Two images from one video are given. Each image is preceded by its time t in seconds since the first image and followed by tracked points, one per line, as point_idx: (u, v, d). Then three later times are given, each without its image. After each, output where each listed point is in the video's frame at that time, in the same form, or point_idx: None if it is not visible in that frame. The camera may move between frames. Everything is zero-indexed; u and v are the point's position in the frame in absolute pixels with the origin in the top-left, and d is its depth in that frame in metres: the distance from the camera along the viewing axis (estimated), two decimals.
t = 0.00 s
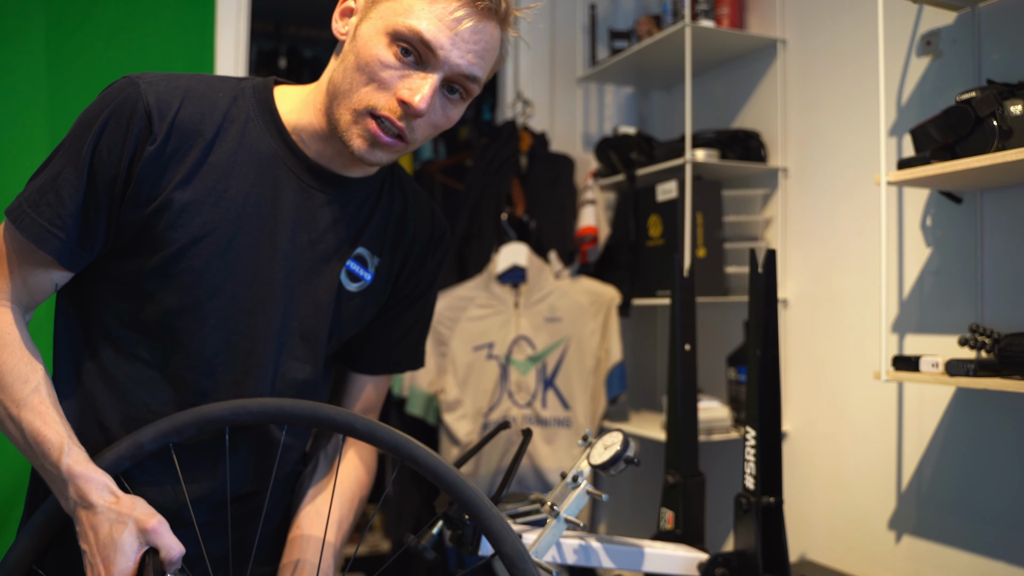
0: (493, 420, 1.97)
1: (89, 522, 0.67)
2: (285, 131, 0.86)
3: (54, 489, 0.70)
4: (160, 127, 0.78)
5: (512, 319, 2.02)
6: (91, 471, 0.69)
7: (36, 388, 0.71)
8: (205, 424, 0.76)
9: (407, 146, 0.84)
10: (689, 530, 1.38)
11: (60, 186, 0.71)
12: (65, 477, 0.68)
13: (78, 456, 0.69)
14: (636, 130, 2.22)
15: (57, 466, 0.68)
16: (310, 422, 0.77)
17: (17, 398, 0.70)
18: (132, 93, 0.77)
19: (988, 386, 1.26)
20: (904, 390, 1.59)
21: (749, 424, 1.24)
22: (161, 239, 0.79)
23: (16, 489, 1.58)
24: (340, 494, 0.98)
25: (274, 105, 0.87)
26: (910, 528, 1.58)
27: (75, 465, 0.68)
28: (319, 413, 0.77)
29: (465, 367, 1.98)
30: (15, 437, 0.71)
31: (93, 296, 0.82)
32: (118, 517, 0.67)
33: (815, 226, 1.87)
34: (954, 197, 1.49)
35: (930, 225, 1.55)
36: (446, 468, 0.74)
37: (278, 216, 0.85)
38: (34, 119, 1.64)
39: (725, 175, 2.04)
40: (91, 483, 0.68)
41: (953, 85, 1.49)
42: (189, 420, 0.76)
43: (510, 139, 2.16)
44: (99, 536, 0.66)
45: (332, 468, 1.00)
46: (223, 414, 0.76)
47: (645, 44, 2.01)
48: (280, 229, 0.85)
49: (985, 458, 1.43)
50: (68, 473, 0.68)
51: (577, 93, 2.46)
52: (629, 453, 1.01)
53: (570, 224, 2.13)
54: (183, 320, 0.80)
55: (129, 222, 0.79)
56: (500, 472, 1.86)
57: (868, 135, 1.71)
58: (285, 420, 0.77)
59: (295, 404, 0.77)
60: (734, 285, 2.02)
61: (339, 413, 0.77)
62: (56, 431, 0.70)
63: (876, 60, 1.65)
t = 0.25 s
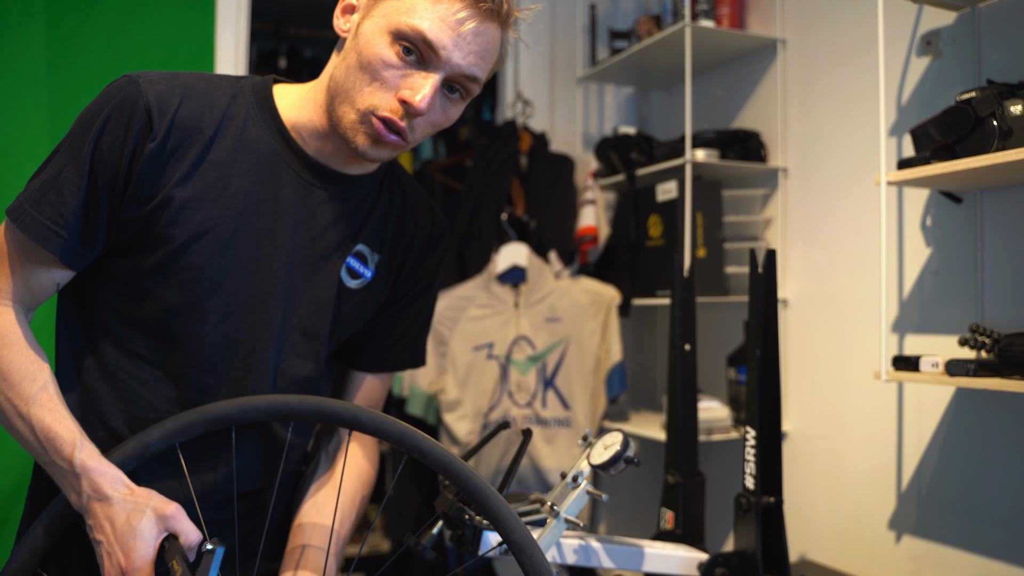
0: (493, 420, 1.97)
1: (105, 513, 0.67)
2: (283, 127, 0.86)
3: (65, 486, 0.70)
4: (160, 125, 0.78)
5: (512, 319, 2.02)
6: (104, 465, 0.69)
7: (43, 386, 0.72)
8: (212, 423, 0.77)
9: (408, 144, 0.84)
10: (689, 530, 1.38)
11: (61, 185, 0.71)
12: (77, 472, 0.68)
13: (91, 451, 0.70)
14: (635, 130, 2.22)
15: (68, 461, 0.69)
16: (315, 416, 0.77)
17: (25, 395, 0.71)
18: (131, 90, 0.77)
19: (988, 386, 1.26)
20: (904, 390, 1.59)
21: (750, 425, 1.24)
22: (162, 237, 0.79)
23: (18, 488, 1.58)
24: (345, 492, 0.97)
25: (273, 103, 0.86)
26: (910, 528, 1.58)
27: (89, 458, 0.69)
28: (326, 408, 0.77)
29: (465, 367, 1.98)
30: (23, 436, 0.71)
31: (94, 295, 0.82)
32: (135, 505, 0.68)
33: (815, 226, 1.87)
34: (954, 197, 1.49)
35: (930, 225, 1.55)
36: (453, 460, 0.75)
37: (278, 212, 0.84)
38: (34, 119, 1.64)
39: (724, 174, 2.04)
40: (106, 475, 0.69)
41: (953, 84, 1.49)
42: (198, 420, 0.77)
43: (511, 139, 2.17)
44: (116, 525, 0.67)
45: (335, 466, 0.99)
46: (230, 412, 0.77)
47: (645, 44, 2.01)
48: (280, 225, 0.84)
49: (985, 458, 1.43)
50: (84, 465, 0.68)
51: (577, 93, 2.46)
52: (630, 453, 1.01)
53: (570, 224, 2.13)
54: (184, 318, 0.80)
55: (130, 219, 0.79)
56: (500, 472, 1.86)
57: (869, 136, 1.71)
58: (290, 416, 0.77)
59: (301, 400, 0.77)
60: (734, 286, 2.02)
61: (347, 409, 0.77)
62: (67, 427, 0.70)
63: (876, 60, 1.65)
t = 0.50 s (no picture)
0: (493, 420, 1.97)
1: (104, 510, 0.67)
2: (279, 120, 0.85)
3: (66, 485, 0.70)
4: (150, 121, 0.77)
5: (512, 319, 2.02)
6: (103, 462, 0.69)
7: (42, 384, 0.72)
8: (218, 424, 0.77)
9: (406, 138, 0.85)
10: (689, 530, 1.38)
11: (54, 185, 0.71)
12: (76, 470, 0.69)
13: (89, 449, 0.70)
14: (635, 130, 2.22)
15: (67, 459, 0.69)
16: (323, 413, 0.78)
17: (24, 394, 0.71)
18: (121, 88, 0.77)
19: (987, 386, 1.27)
20: (904, 390, 1.59)
21: (750, 425, 1.24)
22: (156, 234, 0.78)
23: (18, 488, 1.58)
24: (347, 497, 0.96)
25: (266, 98, 0.86)
26: (909, 527, 1.58)
27: (86, 456, 0.69)
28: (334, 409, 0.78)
29: (465, 367, 1.98)
30: (24, 437, 0.71)
31: (92, 295, 0.81)
32: (132, 501, 0.67)
33: (815, 226, 1.87)
34: (954, 197, 1.50)
35: (930, 225, 1.55)
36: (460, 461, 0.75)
37: (272, 208, 0.84)
38: (34, 119, 1.64)
39: (724, 174, 2.04)
40: (102, 472, 0.68)
41: (953, 85, 1.49)
42: (206, 422, 0.77)
43: (511, 139, 2.17)
44: (116, 520, 0.67)
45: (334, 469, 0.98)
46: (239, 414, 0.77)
47: (645, 44, 2.01)
48: (274, 220, 0.84)
49: (984, 457, 1.43)
50: (81, 462, 0.68)
51: (577, 93, 2.46)
52: (630, 453, 1.01)
53: (570, 224, 2.13)
54: (180, 316, 0.79)
55: (124, 218, 0.78)
56: (500, 472, 1.86)
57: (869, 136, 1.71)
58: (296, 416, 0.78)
59: (306, 402, 0.78)
60: (734, 285, 2.02)
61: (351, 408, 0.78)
62: (66, 426, 0.70)
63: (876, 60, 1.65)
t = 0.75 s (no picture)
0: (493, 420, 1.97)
1: (95, 511, 0.66)
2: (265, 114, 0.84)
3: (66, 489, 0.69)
4: (131, 120, 0.76)
5: (512, 319, 2.02)
6: (94, 464, 0.68)
7: (36, 388, 0.72)
8: (206, 417, 0.77)
9: (397, 121, 0.81)
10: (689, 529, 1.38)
11: (37, 188, 0.71)
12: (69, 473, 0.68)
13: (80, 450, 0.69)
14: (635, 130, 2.23)
15: (57, 462, 0.68)
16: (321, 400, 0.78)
17: (16, 399, 0.71)
18: (100, 88, 0.76)
19: (987, 386, 1.27)
20: (903, 390, 1.59)
21: (750, 425, 1.23)
22: (141, 234, 0.77)
23: (18, 488, 1.58)
24: (349, 497, 0.93)
25: (250, 91, 0.84)
26: (909, 527, 1.58)
27: (77, 459, 0.68)
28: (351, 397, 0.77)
29: (465, 367, 1.98)
30: (20, 442, 0.71)
31: (88, 296, 0.81)
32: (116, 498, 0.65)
33: (815, 226, 1.87)
34: (954, 197, 1.50)
35: (930, 225, 1.55)
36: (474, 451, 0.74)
37: (260, 201, 0.82)
38: (33, 120, 1.65)
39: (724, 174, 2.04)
40: (90, 472, 0.67)
41: (953, 85, 1.49)
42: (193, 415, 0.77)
43: (511, 139, 2.17)
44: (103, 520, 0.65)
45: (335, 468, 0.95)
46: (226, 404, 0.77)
47: (645, 44, 2.01)
48: (266, 218, 0.83)
49: (984, 457, 1.43)
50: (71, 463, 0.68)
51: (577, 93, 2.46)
52: (630, 453, 1.01)
53: (570, 224, 2.10)
54: (174, 317, 0.78)
55: (111, 218, 0.77)
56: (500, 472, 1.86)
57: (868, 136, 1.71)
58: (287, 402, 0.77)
59: (296, 389, 0.77)
60: (734, 286, 2.02)
61: (339, 392, 0.77)
62: (57, 428, 0.70)
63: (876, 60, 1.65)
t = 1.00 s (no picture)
0: (493, 419, 1.97)
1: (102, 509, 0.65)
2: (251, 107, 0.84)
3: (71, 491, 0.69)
4: (115, 123, 0.76)
5: (512, 319, 2.03)
6: (96, 464, 0.68)
7: (34, 394, 0.72)
8: (217, 417, 0.75)
9: (388, 121, 0.82)
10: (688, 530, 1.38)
11: (25, 196, 0.71)
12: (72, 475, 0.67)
13: (82, 451, 0.69)
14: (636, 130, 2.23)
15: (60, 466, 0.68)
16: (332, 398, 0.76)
17: (13, 404, 0.71)
18: (80, 92, 0.76)
19: (987, 386, 1.27)
20: (903, 390, 1.59)
21: (750, 425, 1.23)
22: (132, 236, 0.77)
23: (18, 489, 1.59)
24: (350, 496, 0.87)
25: (234, 87, 0.84)
26: (909, 527, 1.58)
27: (80, 459, 0.68)
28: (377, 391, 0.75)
29: (465, 367, 1.98)
30: (23, 449, 0.71)
31: (84, 297, 0.81)
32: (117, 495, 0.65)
33: (815, 226, 1.87)
34: (954, 197, 1.50)
35: (930, 225, 1.55)
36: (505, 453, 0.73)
37: (250, 198, 0.82)
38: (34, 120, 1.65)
39: (724, 174, 2.04)
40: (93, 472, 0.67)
41: (953, 85, 1.49)
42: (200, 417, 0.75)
43: (511, 139, 2.17)
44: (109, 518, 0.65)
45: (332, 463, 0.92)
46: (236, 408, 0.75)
47: (645, 45, 2.01)
48: (261, 219, 0.83)
49: (984, 456, 1.43)
50: (74, 463, 0.68)
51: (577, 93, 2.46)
52: (630, 453, 1.01)
53: (569, 224, 2.09)
54: (173, 320, 0.79)
55: (101, 221, 0.78)
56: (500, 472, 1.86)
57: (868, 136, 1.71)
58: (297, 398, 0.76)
59: (298, 384, 0.75)
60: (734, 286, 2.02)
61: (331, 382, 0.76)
62: (58, 432, 0.70)
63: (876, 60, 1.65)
